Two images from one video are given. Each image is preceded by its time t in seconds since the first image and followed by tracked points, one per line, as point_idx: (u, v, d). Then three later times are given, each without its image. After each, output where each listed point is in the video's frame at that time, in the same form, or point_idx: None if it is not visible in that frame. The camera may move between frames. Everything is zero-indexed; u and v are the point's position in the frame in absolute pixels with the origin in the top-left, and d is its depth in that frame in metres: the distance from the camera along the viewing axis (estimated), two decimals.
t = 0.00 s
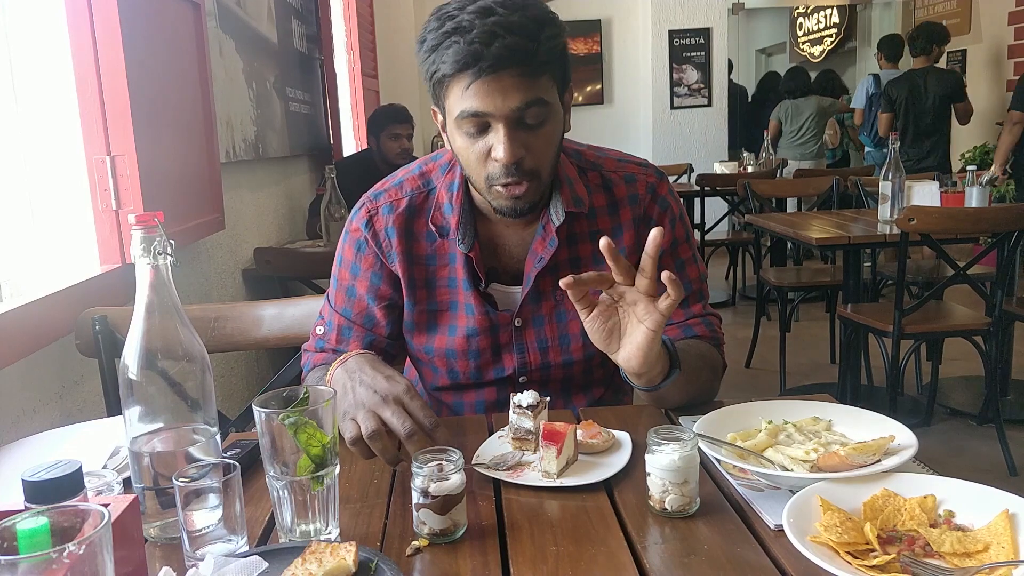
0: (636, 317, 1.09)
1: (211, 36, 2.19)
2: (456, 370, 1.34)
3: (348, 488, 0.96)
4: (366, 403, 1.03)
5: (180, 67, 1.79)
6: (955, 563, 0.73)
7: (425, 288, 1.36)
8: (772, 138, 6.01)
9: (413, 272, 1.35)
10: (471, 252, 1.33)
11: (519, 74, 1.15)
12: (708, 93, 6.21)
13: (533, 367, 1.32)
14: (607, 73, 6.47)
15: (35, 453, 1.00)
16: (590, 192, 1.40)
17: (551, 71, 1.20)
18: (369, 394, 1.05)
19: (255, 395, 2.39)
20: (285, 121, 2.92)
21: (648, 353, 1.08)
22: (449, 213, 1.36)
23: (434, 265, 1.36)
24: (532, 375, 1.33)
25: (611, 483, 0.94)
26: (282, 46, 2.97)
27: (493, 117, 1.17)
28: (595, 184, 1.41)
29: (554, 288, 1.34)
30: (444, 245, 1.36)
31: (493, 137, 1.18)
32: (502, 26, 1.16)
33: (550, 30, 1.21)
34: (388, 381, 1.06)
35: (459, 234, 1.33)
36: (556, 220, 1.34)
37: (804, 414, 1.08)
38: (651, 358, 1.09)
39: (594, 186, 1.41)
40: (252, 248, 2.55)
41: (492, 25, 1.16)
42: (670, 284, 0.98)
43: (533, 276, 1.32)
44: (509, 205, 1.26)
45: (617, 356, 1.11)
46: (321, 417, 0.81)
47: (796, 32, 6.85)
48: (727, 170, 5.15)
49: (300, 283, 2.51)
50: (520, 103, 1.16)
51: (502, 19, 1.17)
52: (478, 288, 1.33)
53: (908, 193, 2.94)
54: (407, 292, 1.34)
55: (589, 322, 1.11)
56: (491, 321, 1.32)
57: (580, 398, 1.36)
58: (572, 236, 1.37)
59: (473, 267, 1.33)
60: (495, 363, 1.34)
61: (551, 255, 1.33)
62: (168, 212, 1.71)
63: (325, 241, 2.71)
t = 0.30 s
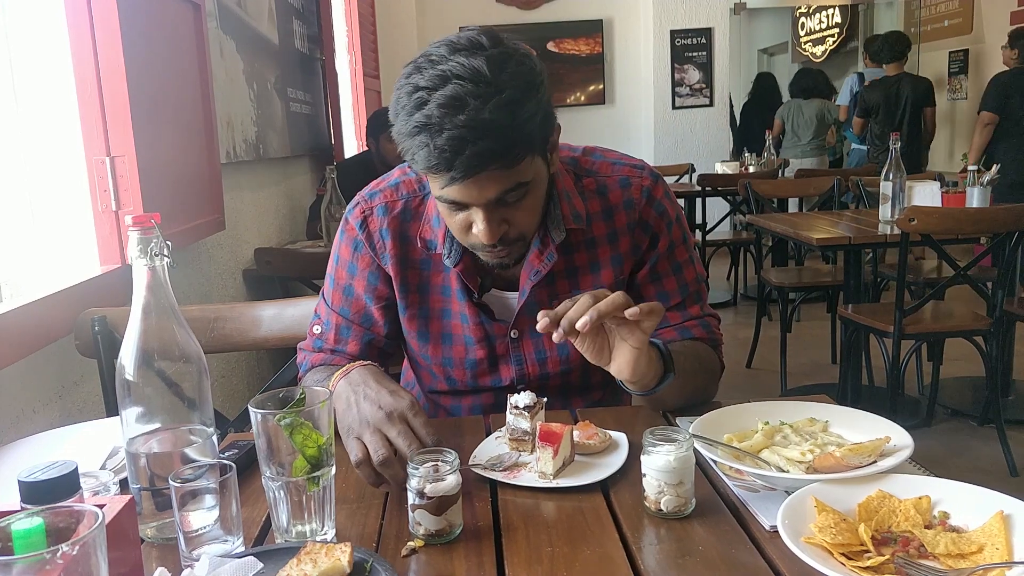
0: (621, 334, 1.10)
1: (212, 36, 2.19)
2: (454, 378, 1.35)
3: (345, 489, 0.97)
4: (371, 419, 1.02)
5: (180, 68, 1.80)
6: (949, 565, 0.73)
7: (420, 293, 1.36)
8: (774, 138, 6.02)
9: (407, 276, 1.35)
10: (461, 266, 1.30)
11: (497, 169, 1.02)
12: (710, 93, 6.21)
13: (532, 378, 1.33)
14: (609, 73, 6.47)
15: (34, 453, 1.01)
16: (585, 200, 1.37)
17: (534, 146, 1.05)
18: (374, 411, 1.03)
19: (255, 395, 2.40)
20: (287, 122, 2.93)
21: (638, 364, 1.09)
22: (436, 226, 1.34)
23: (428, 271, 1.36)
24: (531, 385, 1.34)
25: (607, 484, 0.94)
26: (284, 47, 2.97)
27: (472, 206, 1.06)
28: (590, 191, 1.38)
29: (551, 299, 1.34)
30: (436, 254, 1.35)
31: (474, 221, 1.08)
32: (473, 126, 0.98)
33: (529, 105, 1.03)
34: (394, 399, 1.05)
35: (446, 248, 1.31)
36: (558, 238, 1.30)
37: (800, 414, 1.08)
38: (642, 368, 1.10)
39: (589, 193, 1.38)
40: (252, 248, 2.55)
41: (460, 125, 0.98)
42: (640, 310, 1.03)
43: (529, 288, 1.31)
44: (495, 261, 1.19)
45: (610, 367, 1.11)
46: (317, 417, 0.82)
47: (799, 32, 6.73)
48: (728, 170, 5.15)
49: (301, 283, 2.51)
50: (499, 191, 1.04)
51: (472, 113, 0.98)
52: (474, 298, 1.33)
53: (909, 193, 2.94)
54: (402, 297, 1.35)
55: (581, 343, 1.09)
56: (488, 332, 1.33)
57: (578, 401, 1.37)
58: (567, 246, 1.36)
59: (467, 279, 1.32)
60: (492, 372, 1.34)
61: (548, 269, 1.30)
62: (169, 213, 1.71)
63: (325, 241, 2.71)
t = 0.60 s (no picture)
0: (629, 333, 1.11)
1: (212, 37, 2.19)
2: (451, 381, 1.35)
3: (343, 488, 0.97)
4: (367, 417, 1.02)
5: (180, 67, 1.80)
6: (944, 565, 0.74)
7: (414, 296, 1.36)
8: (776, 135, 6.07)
9: (401, 280, 1.36)
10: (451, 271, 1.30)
11: (450, 191, 1.00)
12: (710, 94, 6.21)
13: (530, 382, 1.33)
14: (610, 73, 6.47)
15: (33, 453, 1.01)
16: (582, 202, 1.38)
17: (487, 161, 1.03)
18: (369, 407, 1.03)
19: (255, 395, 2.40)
20: (287, 122, 2.93)
21: (642, 367, 1.10)
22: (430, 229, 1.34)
23: (423, 275, 1.36)
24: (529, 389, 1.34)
25: (604, 484, 0.95)
26: (284, 47, 2.98)
27: (439, 228, 1.05)
28: (586, 193, 1.39)
29: (549, 303, 1.33)
30: (429, 258, 1.35)
31: (446, 241, 1.08)
32: (417, 151, 0.96)
33: (474, 122, 1.00)
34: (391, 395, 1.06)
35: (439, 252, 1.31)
36: (554, 242, 1.31)
37: (797, 415, 1.09)
38: (645, 372, 1.11)
39: (586, 195, 1.39)
40: (252, 248, 2.55)
41: (405, 153, 0.96)
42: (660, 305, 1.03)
43: (527, 293, 1.31)
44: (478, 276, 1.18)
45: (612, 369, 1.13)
46: (315, 417, 0.82)
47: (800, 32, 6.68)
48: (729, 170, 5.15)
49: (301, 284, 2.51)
50: (459, 211, 1.03)
51: (416, 139, 0.96)
52: (471, 302, 1.33)
53: (909, 194, 2.93)
54: (396, 301, 1.35)
55: (586, 345, 1.12)
56: (485, 336, 1.33)
57: (578, 403, 1.38)
58: (565, 250, 1.36)
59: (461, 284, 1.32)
60: (490, 376, 1.35)
61: (545, 273, 1.31)
62: (169, 213, 1.72)
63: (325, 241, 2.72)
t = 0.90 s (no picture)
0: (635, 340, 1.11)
1: (214, 36, 2.19)
2: (452, 384, 1.35)
3: (347, 488, 0.97)
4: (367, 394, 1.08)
5: (183, 67, 1.80)
6: (951, 565, 0.74)
7: (411, 298, 1.36)
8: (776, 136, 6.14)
9: (397, 282, 1.36)
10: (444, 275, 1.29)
11: (415, 207, 0.99)
12: (712, 93, 6.20)
13: (530, 384, 1.33)
14: (612, 73, 6.47)
15: (36, 452, 1.01)
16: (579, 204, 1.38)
17: (449, 172, 1.01)
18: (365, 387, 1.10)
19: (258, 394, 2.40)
20: (289, 121, 2.93)
21: (644, 375, 1.10)
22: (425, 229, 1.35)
23: (419, 277, 1.36)
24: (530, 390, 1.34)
25: (608, 484, 0.95)
26: (286, 46, 2.97)
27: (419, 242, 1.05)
28: (583, 195, 1.39)
29: (547, 306, 1.33)
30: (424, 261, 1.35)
31: (428, 253, 1.07)
32: (378, 173, 0.95)
33: (429, 136, 0.98)
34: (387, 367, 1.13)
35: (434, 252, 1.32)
36: (549, 245, 1.31)
37: (802, 415, 1.09)
38: (647, 380, 1.11)
39: (583, 197, 1.39)
40: (255, 248, 2.55)
41: (366, 174, 0.95)
42: (667, 314, 1.02)
43: (524, 297, 1.31)
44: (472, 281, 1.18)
45: (614, 376, 1.13)
46: (320, 417, 0.82)
47: (801, 32, 6.68)
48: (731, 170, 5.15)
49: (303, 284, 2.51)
50: (433, 223, 1.02)
51: (374, 160, 0.96)
52: (467, 305, 1.32)
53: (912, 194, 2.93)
54: (393, 303, 1.35)
55: (588, 351, 1.12)
56: (483, 338, 1.33)
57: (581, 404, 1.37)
58: (563, 252, 1.36)
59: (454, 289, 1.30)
60: (490, 378, 1.34)
61: (541, 277, 1.31)
62: (172, 212, 1.71)
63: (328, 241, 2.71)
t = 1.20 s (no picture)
0: (634, 348, 1.12)
1: (217, 36, 2.20)
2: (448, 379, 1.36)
3: (349, 487, 0.97)
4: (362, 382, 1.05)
5: (185, 67, 1.80)
6: (953, 565, 0.74)
7: (406, 293, 1.36)
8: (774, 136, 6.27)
9: (393, 276, 1.36)
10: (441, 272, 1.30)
11: (418, 218, 0.99)
12: (714, 93, 6.20)
13: (525, 382, 1.34)
14: (613, 73, 6.47)
15: (38, 452, 1.01)
16: (572, 204, 1.38)
17: (451, 181, 1.01)
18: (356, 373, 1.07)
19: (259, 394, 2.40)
20: (291, 121, 2.93)
21: (643, 383, 1.11)
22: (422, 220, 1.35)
23: (415, 272, 1.36)
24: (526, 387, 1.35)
25: (610, 484, 0.95)
26: (288, 46, 2.98)
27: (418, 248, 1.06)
28: (577, 194, 1.39)
29: (540, 304, 1.34)
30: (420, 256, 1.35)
31: (430, 258, 1.10)
32: (380, 189, 0.94)
33: (428, 147, 0.97)
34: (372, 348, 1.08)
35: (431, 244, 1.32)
36: (540, 245, 1.31)
37: (804, 414, 1.09)
38: (646, 388, 1.12)
39: (577, 197, 1.39)
40: (257, 248, 2.55)
41: (369, 191, 0.94)
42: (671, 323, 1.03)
43: (516, 296, 1.31)
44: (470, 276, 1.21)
45: (613, 383, 1.15)
46: (322, 417, 0.82)
47: (803, 32, 6.97)
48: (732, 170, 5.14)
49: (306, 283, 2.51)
50: (435, 231, 1.03)
51: (375, 176, 0.94)
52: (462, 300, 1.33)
53: (914, 194, 2.93)
54: (389, 297, 1.35)
55: (589, 358, 1.12)
56: (478, 334, 1.34)
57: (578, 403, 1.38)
58: (556, 251, 1.36)
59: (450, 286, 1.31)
60: (485, 373, 1.36)
61: (533, 276, 1.31)
62: (174, 211, 1.72)
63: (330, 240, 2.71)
